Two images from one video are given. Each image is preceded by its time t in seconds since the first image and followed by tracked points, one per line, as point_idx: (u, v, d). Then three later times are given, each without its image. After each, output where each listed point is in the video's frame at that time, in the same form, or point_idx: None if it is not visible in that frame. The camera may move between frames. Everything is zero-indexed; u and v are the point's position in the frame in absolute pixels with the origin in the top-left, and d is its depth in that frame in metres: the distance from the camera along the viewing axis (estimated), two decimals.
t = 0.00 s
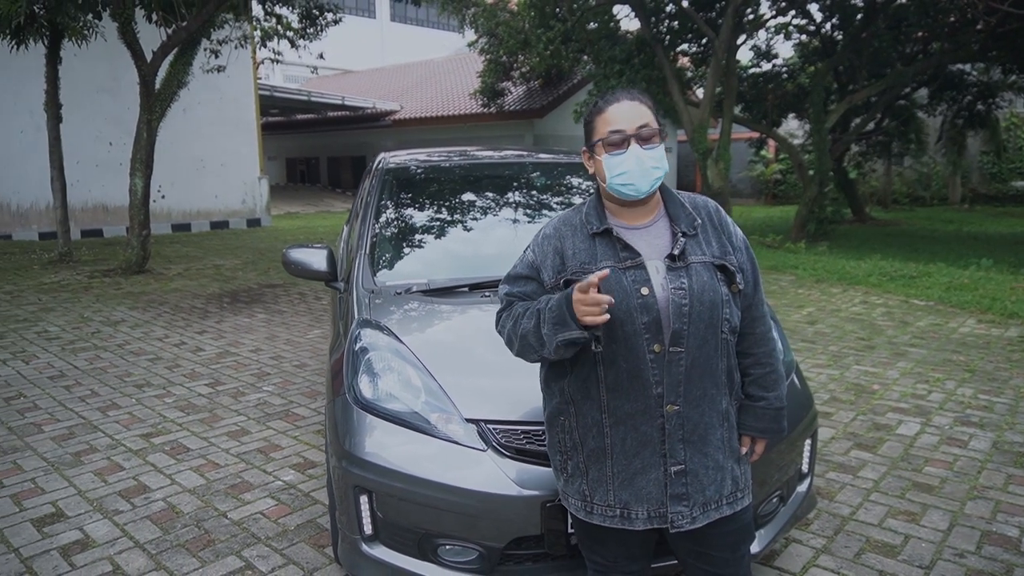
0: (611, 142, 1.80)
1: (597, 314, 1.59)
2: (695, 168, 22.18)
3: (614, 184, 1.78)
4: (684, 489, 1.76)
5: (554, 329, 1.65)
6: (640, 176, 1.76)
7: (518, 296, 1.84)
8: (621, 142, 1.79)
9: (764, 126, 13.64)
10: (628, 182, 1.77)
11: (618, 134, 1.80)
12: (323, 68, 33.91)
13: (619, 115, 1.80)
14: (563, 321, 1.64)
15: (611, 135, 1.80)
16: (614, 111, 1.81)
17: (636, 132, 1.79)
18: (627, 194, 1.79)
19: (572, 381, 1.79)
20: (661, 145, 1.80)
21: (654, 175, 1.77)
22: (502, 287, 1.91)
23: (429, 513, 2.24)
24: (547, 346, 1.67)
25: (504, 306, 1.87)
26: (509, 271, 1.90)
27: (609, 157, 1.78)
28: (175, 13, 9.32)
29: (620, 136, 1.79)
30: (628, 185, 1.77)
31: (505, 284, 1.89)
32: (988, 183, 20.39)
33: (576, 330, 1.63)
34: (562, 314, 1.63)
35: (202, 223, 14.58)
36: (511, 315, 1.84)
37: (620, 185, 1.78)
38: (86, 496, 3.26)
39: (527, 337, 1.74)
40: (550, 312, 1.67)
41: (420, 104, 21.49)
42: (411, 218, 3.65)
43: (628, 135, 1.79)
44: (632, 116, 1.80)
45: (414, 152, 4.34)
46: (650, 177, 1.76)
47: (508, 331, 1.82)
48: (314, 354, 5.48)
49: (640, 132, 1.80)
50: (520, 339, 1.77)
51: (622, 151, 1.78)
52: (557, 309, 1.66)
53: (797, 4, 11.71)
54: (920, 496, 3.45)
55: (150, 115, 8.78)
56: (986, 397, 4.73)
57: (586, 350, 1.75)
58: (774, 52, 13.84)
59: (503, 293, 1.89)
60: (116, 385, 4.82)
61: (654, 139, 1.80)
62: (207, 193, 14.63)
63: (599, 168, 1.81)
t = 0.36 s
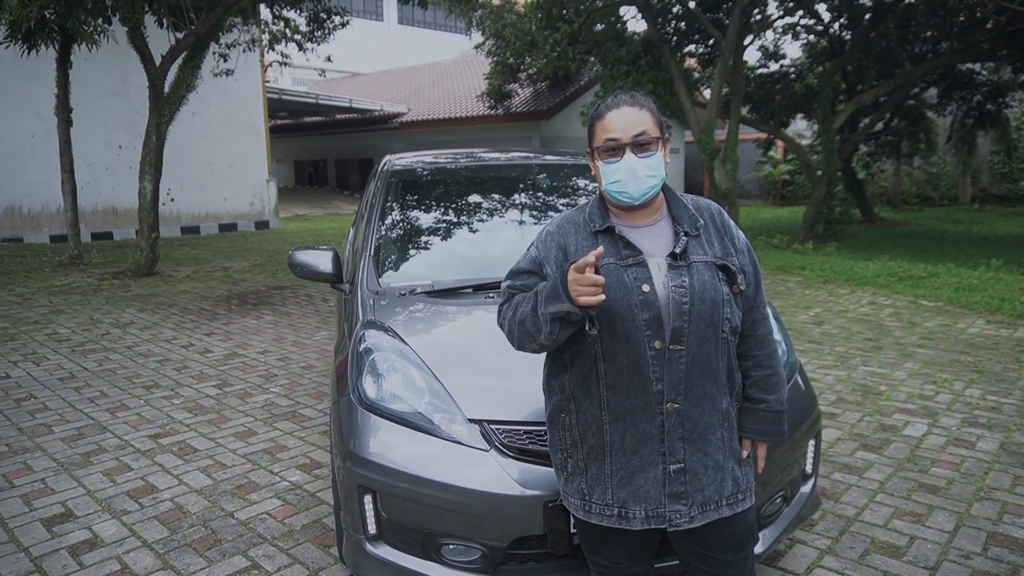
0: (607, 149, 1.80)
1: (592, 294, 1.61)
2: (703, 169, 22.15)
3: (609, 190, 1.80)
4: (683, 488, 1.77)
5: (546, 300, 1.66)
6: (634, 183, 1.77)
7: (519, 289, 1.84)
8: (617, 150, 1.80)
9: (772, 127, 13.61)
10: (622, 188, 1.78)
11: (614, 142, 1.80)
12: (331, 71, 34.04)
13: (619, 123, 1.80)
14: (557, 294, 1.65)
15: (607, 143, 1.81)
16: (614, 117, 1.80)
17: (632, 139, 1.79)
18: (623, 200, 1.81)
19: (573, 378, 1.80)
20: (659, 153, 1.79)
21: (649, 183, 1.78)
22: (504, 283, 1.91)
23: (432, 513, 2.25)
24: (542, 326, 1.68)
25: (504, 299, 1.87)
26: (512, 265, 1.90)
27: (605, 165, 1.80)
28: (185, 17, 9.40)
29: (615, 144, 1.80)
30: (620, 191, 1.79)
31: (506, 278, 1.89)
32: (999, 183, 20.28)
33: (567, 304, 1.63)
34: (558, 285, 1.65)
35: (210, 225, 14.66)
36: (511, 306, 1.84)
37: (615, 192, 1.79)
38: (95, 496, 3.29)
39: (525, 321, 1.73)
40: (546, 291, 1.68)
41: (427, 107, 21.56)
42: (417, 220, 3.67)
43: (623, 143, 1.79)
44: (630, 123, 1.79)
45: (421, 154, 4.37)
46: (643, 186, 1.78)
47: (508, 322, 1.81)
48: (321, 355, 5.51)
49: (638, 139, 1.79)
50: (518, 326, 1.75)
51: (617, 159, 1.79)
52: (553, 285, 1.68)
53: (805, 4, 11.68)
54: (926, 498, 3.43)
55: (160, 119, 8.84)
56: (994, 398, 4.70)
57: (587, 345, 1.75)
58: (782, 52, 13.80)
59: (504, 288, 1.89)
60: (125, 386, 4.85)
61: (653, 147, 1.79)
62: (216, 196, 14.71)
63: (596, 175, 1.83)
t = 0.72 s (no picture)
0: (600, 153, 1.81)
1: (595, 315, 1.63)
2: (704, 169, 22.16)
3: (605, 194, 1.81)
4: (686, 487, 1.78)
5: (550, 326, 1.68)
6: (628, 187, 1.78)
7: (519, 298, 1.86)
8: (610, 154, 1.80)
9: (773, 128, 13.60)
10: (618, 193, 1.80)
11: (607, 146, 1.80)
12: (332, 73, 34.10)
13: (610, 126, 1.81)
14: (560, 319, 1.67)
15: (600, 147, 1.81)
16: (605, 120, 1.82)
17: (626, 143, 1.80)
18: (618, 203, 1.82)
19: (572, 381, 1.81)
20: (652, 154, 1.81)
21: (644, 185, 1.79)
22: (504, 289, 1.93)
23: (433, 513, 2.26)
24: (545, 345, 1.70)
25: (505, 307, 1.90)
26: (510, 272, 1.93)
27: (599, 168, 1.80)
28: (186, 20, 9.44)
29: (608, 148, 1.80)
30: (616, 196, 1.80)
31: (506, 287, 1.92)
32: (1000, 182, 20.28)
33: (571, 328, 1.66)
34: (560, 312, 1.67)
35: (212, 228, 14.70)
36: (511, 317, 1.86)
37: (610, 196, 1.80)
38: (97, 498, 3.31)
39: (528, 335, 1.76)
40: (550, 310, 1.69)
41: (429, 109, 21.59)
42: (417, 221, 3.69)
43: (615, 146, 1.80)
44: (621, 127, 1.80)
45: (422, 155, 4.39)
46: (638, 188, 1.79)
47: (510, 333, 1.84)
48: (322, 357, 5.53)
49: (630, 142, 1.80)
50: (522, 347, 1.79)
51: (610, 163, 1.79)
52: (557, 306, 1.69)
53: (805, 5, 11.69)
54: (926, 497, 3.44)
55: (161, 122, 8.86)
56: (994, 398, 4.71)
57: (586, 349, 1.77)
58: (783, 53, 13.80)
59: (505, 296, 1.91)
60: (127, 388, 4.87)
61: (646, 149, 1.81)
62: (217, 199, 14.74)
63: (590, 179, 1.83)
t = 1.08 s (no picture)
0: (598, 145, 1.85)
1: (553, 322, 1.64)
2: (702, 170, 22.19)
3: (599, 186, 1.82)
4: (683, 483, 1.78)
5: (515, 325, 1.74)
6: (622, 178, 1.79)
7: (507, 288, 1.88)
8: (607, 145, 1.84)
9: (771, 128, 13.62)
10: (611, 183, 1.80)
11: (605, 138, 1.84)
12: (330, 74, 34.12)
13: (608, 119, 1.84)
14: (522, 317, 1.71)
15: (598, 138, 1.85)
16: (604, 114, 1.86)
17: (623, 135, 1.83)
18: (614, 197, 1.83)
19: (571, 374, 1.81)
20: (649, 148, 1.83)
21: (640, 176, 1.79)
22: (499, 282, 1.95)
23: (434, 514, 2.27)
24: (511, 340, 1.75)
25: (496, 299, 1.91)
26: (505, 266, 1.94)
27: (595, 160, 1.83)
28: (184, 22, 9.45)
29: (606, 139, 1.84)
30: (611, 188, 1.80)
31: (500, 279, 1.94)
32: (997, 182, 20.32)
33: (531, 329, 1.70)
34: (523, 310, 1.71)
35: (210, 231, 14.71)
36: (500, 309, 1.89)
37: (606, 189, 1.82)
38: (97, 501, 3.32)
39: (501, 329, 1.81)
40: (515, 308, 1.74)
41: (427, 110, 21.60)
42: (416, 223, 3.69)
43: (613, 137, 1.83)
44: (619, 119, 1.84)
45: (419, 157, 4.39)
46: (635, 180, 1.79)
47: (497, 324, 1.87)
48: (321, 359, 5.54)
49: (628, 135, 1.83)
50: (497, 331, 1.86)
51: (606, 154, 1.82)
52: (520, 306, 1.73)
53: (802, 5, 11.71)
54: (924, 496, 3.45)
55: (159, 125, 8.86)
56: (992, 397, 4.72)
57: (585, 342, 1.77)
58: (780, 53, 13.83)
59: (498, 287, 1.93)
60: (126, 391, 4.87)
61: (643, 142, 1.83)
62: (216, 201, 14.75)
63: (588, 172, 1.86)
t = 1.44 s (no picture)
0: (600, 143, 1.83)
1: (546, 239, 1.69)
2: (701, 169, 22.20)
3: (601, 183, 1.81)
4: (667, 476, 1.75)
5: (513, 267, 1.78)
6: (625, 175, 1.79)
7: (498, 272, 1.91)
8: (610, 144, 1.82)
9: (769, 127, 13.60)
10: (614, 180, 1.80)
11: (608, 135, 1.83)
12: (328, 76, 34.08)
13: (612, 120, 1.84)
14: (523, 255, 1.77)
15: (600, 136, 1.84)
16: (607, 114, 1.85)
17: (627, 135, 1.82)
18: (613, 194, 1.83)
19: (558, 364, 1.83)
20: (652, 149, 1.82)
21: (642, 175, 1.80)
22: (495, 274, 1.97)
23: (434, 514, 2.27)
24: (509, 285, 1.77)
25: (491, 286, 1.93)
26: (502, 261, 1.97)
27: (599, 157, 1.81)
28: (181, 24, 9.44)
29: (609, 137, 1.83)
30: (612, 185, 1.81)
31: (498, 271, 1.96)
32: (995, 180, 20.34)
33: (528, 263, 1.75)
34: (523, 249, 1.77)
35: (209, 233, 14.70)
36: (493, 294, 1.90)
37: (608, 186, 1.81)
38: (97, 504, 3.31)
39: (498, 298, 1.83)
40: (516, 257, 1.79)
41: (425, 111, 21.60)
42: (415, 224, 3.70)
43: (616, 136, 1.82)
44: (623, 120, 1.83)
45: (418, 158, 4.40)
46: (637, 178, 1.79)
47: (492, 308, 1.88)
48: (320, 360, 5.54)
49: (631, 134, 1.83)
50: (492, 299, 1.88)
51: (610, 151, 1.81)
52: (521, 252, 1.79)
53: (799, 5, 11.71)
54: (924, 494, 3.45)
55: (157, 127, 8.84)
56: (991, 395, 4.72)
57: (572, 329, 1.79)
58: (778, 52, 13.83)
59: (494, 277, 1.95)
60: (126, 394, 4.87)
61: (646, 143, 1.82)
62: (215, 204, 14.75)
63: (590, 168, 1.84)
